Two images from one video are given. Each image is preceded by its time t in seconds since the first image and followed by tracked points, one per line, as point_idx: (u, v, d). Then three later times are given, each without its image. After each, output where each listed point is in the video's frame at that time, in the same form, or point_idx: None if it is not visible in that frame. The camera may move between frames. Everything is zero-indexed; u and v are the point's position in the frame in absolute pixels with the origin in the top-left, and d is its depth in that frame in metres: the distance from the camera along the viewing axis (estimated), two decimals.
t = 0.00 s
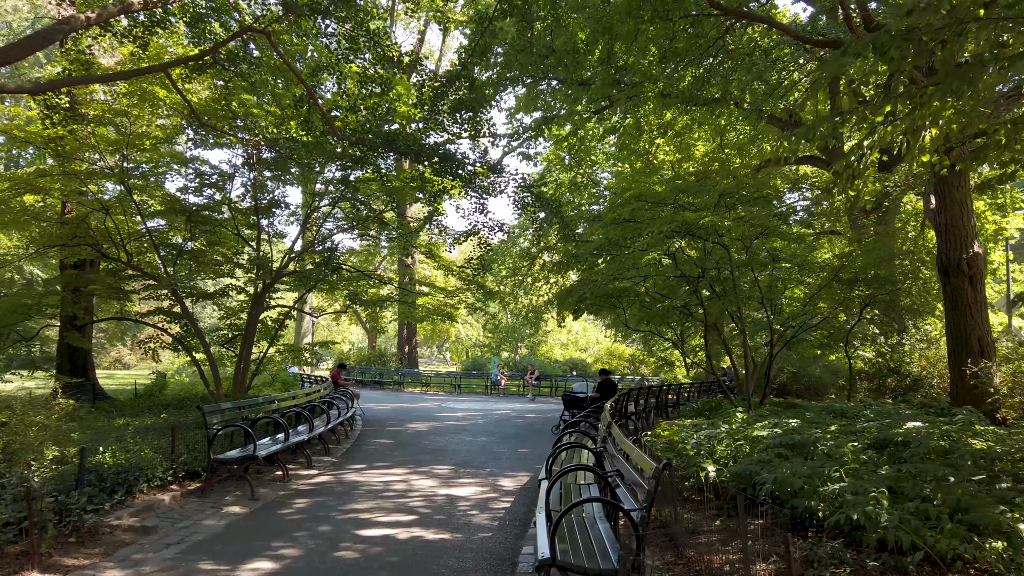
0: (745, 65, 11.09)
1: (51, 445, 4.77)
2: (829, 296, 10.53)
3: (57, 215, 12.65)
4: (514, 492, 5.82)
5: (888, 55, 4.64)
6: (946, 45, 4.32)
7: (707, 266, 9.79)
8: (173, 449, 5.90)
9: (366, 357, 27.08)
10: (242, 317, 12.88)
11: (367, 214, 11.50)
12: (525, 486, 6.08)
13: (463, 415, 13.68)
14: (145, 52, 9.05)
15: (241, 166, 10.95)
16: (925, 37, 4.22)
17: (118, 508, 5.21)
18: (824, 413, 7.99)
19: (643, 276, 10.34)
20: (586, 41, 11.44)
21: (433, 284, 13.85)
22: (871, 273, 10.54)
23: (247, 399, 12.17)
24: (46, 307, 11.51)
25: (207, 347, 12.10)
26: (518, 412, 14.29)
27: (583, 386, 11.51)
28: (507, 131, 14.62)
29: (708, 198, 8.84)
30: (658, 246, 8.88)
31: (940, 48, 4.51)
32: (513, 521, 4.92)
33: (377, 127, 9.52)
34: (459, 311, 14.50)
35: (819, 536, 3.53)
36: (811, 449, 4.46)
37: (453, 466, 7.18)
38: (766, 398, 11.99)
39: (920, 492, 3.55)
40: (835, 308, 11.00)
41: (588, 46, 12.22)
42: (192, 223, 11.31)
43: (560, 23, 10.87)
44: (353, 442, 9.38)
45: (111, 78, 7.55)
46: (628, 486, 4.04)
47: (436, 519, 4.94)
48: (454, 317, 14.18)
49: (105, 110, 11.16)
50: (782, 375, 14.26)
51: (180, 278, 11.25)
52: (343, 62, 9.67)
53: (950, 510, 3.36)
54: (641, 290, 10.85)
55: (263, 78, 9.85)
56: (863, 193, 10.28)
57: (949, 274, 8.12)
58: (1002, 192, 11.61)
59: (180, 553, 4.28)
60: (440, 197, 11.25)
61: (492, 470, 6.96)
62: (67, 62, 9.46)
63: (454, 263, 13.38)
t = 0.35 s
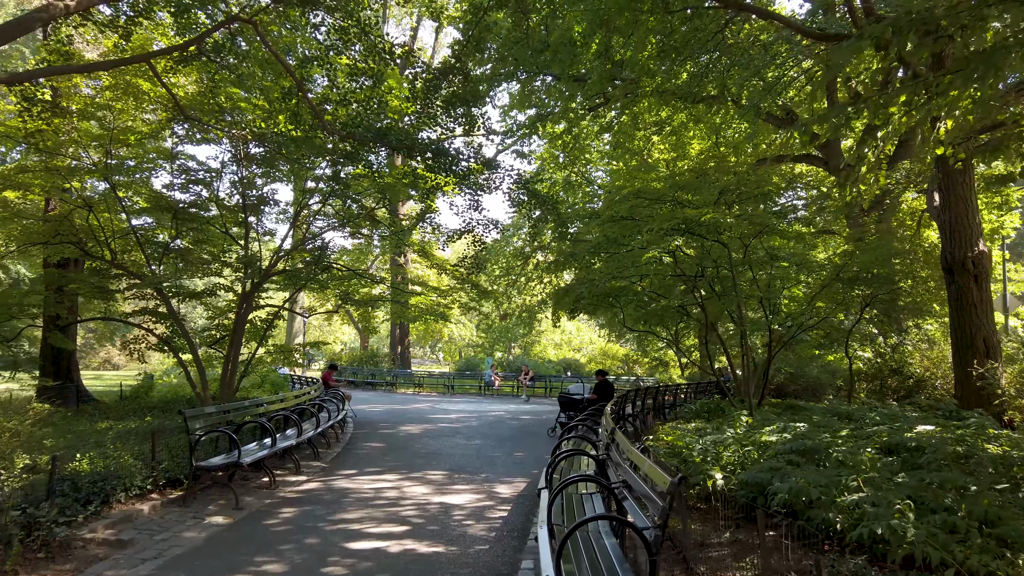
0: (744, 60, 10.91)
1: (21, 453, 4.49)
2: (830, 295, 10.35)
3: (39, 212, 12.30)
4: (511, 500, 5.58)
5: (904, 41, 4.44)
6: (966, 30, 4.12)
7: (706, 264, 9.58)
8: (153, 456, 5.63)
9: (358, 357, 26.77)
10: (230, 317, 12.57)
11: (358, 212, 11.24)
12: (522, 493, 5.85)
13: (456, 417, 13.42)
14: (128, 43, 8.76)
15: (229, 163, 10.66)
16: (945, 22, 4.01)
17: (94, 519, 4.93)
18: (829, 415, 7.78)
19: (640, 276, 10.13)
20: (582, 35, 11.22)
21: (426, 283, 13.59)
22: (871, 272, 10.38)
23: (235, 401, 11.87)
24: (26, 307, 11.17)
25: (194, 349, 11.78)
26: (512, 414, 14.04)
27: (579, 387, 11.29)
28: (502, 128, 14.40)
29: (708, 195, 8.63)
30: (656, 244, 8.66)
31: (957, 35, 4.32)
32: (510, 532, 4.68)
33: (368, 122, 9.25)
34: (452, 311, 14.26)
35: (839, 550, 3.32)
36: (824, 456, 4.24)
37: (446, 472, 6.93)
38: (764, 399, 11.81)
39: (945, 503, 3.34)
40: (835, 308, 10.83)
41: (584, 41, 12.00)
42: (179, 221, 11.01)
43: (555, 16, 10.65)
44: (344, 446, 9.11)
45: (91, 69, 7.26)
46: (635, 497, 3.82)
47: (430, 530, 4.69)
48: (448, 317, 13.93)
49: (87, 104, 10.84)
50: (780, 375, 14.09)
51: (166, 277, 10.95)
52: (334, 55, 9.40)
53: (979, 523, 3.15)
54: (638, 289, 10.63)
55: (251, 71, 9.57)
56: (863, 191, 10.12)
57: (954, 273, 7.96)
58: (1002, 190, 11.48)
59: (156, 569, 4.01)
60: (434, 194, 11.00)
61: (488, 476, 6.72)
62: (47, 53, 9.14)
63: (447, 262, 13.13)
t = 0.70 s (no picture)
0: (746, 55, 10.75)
1: None
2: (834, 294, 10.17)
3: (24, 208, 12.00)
4: (512, 505, 5.37)
5: (925, 24, 4.25)
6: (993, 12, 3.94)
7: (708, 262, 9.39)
8: (137, 460, 5.39)
9: (352, 357, 26.48)
10: (221, 316, 12.31)
11: (352, 208, 11.01)
12: (522, 497, 5.63)
13: (452, 418, 13.18)
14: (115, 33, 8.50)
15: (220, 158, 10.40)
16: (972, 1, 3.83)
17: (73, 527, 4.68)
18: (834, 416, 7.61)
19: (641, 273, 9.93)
20: (581, 28, 11.03)
21: (422, 282, 13.36)
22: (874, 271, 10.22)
23: (226, 402, 11.61)
24: (11, 306, 10.88)
25: (183, 348, 11.50)
26: (509, 414, 13.83)
27: (578, 386, 11.08)
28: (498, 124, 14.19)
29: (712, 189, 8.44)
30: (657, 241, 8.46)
31: (979, 19, 4.14)
32: (511, 540, 4.47)
33: (362, 115, 9.02)
34: (448, 310, 14.03)
35: (863, 561, 3.12)
36: (841, 459, 4.05)
37: (443, 475, 6.71)
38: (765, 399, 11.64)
39: (975, 510, 3.14)
40: (838, 307, 10.66)
41: (582, 35, 11.81)
42: (168, 217, 10.74)
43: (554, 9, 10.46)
44: (338, 447, 8.87)
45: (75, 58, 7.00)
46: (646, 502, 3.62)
47: (427, 538, 4.47)
48: (443, 316, 13.70)
49: (74, 97, 10.56)
50: (779, 374, 13.93)
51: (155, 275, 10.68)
52: (328, 47, 9.18)
53: (1014, 532, 2.95)
54: (639, 286, 10.44)
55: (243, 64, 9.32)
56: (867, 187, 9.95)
57: (961, 271, 7.80)
58: (1006, 186, 11.34)
59: None
60: (429, 190, 10.76)
61: (486, 478, 6.50)
62: (30, 43, 8.86)
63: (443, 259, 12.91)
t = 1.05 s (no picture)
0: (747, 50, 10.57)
1: None
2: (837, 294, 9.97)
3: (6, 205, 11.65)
4: (511, 514, 5.12)
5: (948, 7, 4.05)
6: None
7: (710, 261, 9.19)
8: (117, 467, 5.12)
9: (345, 357, 26.16)
10: (209, 316, 12.00)
11: (344, 205, 10.73)
12: (522, 505, 5.39)
13: (445, 420, 12.92)
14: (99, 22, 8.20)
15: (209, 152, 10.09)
16: None
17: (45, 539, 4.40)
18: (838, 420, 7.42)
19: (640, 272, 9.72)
20: (579, 22, 10.81)
21: (416, 281, 13.11)
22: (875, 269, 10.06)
23: (214, 404, 11.30)
24: None
25: (169, 349, 11.17)
26: (504, 416, 13.59)
27: (576, 388, 10.85)
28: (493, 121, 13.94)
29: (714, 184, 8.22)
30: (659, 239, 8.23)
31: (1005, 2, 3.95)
32: (512, 552, 4.23)
33: (355, 109, 8.76)
34: (442, 310, 13.79)
35: None
36: (861, 466, 3.83)
37: (439, 480, 6.47)
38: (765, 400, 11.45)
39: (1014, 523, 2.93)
40: (839, 307, 10.49)
41: (580, 29, 11.60)
42: (155, 214, 10.43)
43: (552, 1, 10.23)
44: (329, 451, 8.60)
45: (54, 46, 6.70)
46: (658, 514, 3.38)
47: (423, 550, 4.23)
48: (438, 316, 13.44)
49: (58, 90, 10.23)
50: (778, 375, 13.76)
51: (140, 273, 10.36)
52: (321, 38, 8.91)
53: None
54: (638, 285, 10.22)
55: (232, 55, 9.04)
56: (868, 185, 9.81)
57: (968, 269, 7.64)
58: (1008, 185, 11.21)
59: None
60: (424, 186, 10.52)
61: (484, 484, 6.26)
62: (10, 32, 8.53)
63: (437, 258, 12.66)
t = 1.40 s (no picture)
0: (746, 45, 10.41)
1: None
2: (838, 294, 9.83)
3: None
4: (509, 522, 4.90)
5: None
6: None
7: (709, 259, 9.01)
8: (93, 473, 4.85)
9: (336, 357, 25.82)
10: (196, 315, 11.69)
11: (335, 202, 10.47)
12: (519, 512, 5.17)
13: (438, 421, 12.68)
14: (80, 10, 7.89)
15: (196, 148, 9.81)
16: None
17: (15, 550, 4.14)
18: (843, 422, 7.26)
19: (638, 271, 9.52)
20: (575, 15, 10.61)
21: (408, 280, 12.86)
22: (875, 268, 9.93)
23: (200, 406, 11.00)
24: None
25: (155, 350, 10.86)
26: (498, 417, 13.36)
27: (572, 389, 10.64)
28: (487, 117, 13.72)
29: (714, 181, 8.04)
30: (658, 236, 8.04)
31: None
32: (511, 563, 4.01)
33: (346, 102, 8.52)
34: (434, 309, 13.54)
35: None
36: (878, 472, 3.65)
37: (432, 485, 6.24)
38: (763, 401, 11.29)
39: None
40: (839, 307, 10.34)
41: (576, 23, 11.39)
42: (140, 210, 10.12)
43: None
44: (319, 455, 8.34)
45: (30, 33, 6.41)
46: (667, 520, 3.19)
47: (417, 561, 4.00)
48: (431, 316, 13.20)
49: (38, 82, 9.90)
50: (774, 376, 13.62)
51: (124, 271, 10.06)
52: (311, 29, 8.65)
53: None
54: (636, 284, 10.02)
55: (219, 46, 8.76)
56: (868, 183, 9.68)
57: (973, 269, 7.51)
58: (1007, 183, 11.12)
59: None
60: (416, 182, 10.27)
61: (479, 489, 6.04)
62: None
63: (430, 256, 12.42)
